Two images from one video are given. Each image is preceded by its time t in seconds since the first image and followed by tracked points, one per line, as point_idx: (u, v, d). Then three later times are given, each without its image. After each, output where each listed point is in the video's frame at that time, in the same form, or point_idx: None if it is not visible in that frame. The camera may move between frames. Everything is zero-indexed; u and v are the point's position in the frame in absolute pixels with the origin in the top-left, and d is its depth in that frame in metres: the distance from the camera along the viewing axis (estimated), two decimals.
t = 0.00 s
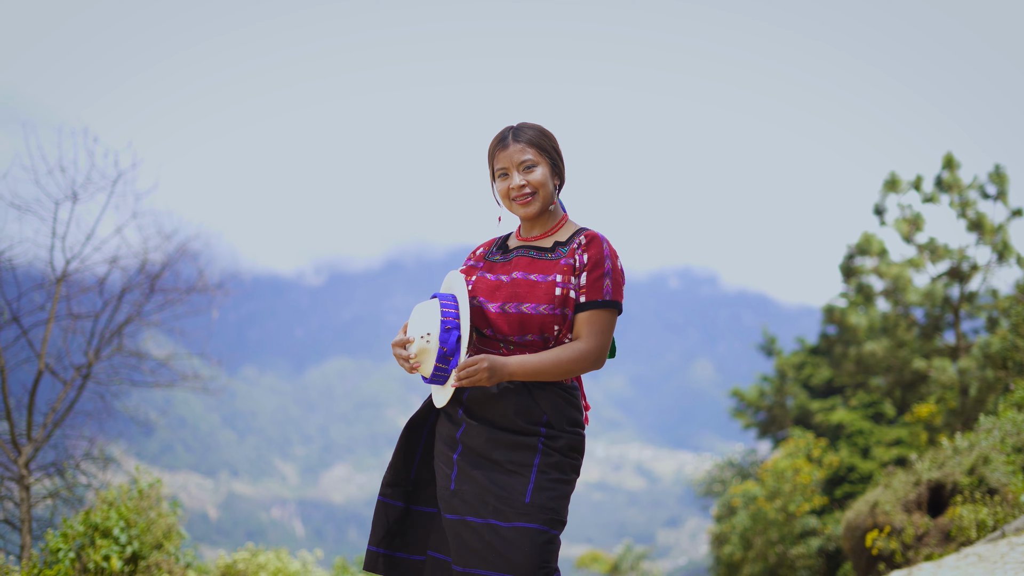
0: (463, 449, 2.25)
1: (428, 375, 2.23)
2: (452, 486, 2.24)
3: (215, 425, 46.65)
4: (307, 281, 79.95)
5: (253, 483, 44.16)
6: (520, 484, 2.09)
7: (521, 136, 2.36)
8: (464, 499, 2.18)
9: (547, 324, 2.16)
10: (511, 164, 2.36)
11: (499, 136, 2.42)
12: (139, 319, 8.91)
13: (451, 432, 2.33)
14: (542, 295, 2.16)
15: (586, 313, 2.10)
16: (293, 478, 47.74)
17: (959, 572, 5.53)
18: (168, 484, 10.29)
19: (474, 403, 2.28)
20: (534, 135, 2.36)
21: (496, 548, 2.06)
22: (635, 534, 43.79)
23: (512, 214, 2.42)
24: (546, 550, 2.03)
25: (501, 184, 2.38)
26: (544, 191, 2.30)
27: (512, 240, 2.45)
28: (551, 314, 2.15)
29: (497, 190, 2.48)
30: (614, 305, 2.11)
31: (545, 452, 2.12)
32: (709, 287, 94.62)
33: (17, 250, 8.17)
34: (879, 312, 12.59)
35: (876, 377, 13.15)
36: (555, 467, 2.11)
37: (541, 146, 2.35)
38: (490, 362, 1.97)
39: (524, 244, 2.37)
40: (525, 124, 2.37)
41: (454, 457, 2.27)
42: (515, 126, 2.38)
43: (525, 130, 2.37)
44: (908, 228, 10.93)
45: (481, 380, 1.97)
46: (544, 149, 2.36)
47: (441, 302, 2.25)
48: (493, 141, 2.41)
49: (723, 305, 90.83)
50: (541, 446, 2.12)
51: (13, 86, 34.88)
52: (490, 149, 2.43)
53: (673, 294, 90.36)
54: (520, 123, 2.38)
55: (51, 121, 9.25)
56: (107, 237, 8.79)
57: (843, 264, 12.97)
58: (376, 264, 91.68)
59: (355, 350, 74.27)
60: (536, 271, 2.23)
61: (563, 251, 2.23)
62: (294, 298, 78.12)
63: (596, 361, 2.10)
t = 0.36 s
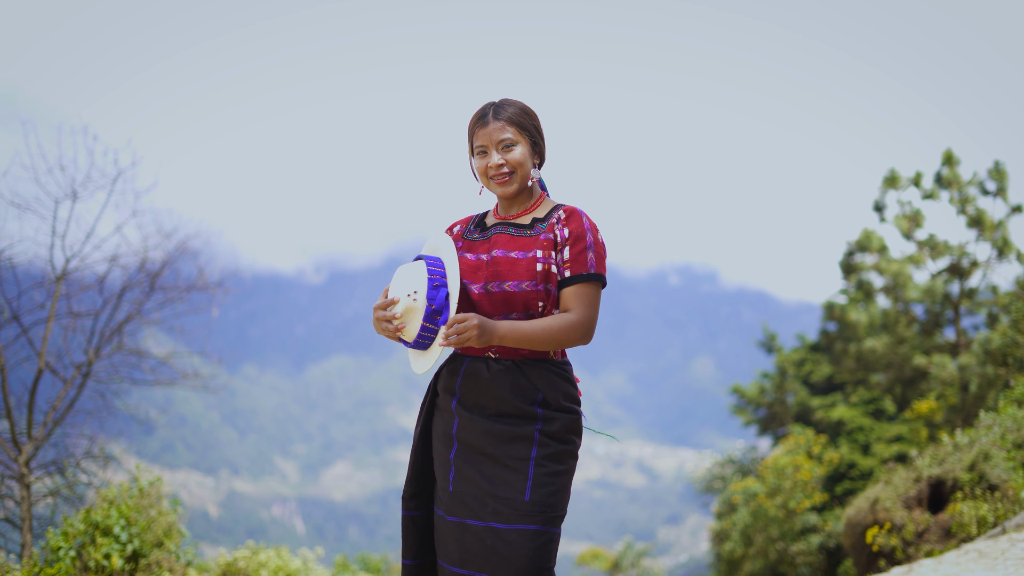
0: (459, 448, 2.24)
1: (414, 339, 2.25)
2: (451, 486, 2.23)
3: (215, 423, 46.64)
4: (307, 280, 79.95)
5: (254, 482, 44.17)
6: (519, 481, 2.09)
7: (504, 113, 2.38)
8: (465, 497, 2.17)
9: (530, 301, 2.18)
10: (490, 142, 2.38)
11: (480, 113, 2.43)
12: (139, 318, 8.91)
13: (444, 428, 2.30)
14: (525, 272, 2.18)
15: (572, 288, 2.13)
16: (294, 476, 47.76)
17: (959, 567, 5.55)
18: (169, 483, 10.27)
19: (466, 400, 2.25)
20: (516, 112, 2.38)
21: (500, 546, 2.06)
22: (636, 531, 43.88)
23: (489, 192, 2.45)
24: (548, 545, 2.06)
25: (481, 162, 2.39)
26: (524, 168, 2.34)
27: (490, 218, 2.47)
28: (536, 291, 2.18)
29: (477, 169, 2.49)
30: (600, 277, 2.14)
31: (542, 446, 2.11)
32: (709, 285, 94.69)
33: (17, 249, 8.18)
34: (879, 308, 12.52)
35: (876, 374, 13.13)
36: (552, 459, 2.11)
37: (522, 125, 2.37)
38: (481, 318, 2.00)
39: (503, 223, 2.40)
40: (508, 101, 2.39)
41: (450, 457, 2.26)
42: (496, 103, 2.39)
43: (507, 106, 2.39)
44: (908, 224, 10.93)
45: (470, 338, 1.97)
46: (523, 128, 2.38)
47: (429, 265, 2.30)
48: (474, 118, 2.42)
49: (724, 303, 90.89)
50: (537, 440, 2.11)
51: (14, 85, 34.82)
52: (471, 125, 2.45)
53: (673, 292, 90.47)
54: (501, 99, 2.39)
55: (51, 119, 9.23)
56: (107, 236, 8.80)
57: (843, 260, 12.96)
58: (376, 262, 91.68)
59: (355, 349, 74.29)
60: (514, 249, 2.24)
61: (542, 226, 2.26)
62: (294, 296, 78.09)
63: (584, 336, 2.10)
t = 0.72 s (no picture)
0: (497, 447, 2.16)
1: (551, 310, 2.06)
2: (493, 485, 2.14)
3: (217, 423, 46.70)
4: (309, 280, 80.07)
5: (256, 481, 44.24)
6: (565, 460, 2.13)
7: (505, 95, 2.32)
8: (516, 493, 2.12)
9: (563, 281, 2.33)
10: (491, 123, 2.32)
11: (481, 90, 2.35)
12: (140, 318, 8.91)
13: (474, 427, 2.18)
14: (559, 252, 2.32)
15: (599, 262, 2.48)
16: (296, 476, 47.78)
17: (961, 565, 5.55)
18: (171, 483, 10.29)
19: (502, 393, 2.17)
20: (517, 96, 2.34)
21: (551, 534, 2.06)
22: (638, 530, 43.82)
23: (475, 171, 2.37)
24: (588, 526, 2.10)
25: (478, 142, 2.30)
26: (521, 156, 2.33)
27: (470, 202, 2.35)
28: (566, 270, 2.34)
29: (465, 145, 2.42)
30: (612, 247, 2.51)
31: (587, 424, 2.19)
32: (710, 284, 94.68)
33: (19, 249, 8.22)
34: (880, 306, 12.54)
35: (878, 372, 13.15)
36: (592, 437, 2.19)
37: (521, 109, 2.35)
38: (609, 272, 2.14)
39: (491, 208, 2.35)
40: (507, 83, 2.33)
41: (487, 456, 2.16)
42: (500, 84, 2.33)
43: (506, 88, 2.33)
44: (909, 222, 10.93)
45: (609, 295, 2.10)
46: (522, 112, 2.36)
47: (534, 233, 2.07)
48: (473, 94, 2.33)
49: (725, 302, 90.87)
50: (585, 425, 2.19)
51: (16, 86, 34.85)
52: (469, 102, 2.36)
53: (675, 290, 90.50)
54: (503, 80, 2.34)
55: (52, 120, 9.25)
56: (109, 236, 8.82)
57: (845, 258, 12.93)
58: (378, 262, 91.75)
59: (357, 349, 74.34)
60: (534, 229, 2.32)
61: (551, 202, 2.37)
62: (296, 296, 78.13)
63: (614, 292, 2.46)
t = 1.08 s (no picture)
0: (525, 439, 2.10)
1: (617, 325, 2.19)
2: (510, 479, 2.07)
3: (220, 423, 46.77)
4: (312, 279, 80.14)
5: (259, 481, 44.30)
6: (584, 460, 2.19)
7: (517, 83, 2.35)
8: (535, 491, 2.09)
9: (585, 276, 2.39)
10: (508, 111, 2.34)
11: (491, 81, 2.36)
12: (143, 319, 8.87)
13: (501, 417, 2.11)
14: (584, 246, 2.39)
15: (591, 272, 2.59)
16: (299, 476, 47.82)
17: (966, 565, 5.53)
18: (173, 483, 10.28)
19: (541, 384, 2.13)
20: (529, 85, 2.38)
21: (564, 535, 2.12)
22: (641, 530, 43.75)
23: (491, 165, 2.35)
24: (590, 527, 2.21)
25: (498, 132, 2.31)
26: (542, 141, 2.36)
27: (499, 192, 2.31)
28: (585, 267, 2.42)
29: (478, 139, 2.40)
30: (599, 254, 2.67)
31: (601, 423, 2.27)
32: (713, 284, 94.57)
33: (21, 250, 8.18)
34: (883, 306, 12.55)
35: (881, 372, 13.12)
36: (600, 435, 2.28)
37: (534, 96, 2.38)
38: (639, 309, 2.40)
39: (518, 197, 2.34)
40: (518, 73, 2.36)
41: (511, 450, 2.09)
42: (512, 73, 2.36)
43: (518, 77, 2.36)
44: (912, 221, 10.91)
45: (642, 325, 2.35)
46: (535, 100, 2.39)
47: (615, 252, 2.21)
48: (482, 86, 2.34)
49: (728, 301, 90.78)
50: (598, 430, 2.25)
51: (18, 88, 34.85)
52: (481, 92, 2.35)
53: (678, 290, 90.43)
54: (512, 72, 2.38)
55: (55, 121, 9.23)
56: (110, 237, 8.81)
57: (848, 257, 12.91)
58: (380, 262, 91.83)
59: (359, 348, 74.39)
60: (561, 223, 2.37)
61: (564, 205, 2.46)
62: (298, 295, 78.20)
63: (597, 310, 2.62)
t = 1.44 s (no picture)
0: (519, 442, 2.17)
1: (589, 334, 2.26)
2: (509, 475, 2.12)
3: (222, 424, 46.82)
4: (314, 279, 80.18)
5: (261, 483, 44.31)
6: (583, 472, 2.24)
7: (526, 96, 2.40)
8: (534, 487, 2.14)
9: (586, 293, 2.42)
10: (516, 124, 2.39)
11: (501, 95, 2.43)
12: (148, 319, 8.88)
13: (492, 423, 2.18)
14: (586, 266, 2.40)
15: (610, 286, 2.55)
16: (302, 477, 47.87)
17: (969, 566, 5.53)
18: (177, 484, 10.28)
19: (531, 396, 2.20)
20: (538, 96, 2.42)
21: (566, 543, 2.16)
22: (644, 531, 43.69)
23: (503, 179, 2.42)
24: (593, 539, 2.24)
25: (505, 146, 2.37)
26: (552, 154, 2.40)
27: (501, 205, 2.38)
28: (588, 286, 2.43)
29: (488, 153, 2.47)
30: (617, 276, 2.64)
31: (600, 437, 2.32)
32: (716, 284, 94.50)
33: (25, 251, 8.19)
34: (886, 307, 12.55)
35: (884, 372, 13.10)
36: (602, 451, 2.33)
37: (545, 108, 2.42)
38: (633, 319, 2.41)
39: (522, 212, 2.40)
40: (527, 86, 2.42)
41: (506, 450, 2.16)
42: (520, 86, 2.42)
43: (527, 90, 2.42)
44: (915, 222, 10.90)
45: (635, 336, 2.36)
46: (544, 112, 2.43)
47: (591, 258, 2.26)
48: (493, 100, 2.41)
49: (731, 302, 90.74)
50: (599, 436, 2.31)
51: (21, 88, 34.85)
52: (491, 105, 2.42)
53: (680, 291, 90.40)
54: (522, 85, 2.43)
55: (59, 122, 9.22)
56: (114, 238, 8.83)
57: (851, 258, 12.90)
58: (382, 262, 91.89)
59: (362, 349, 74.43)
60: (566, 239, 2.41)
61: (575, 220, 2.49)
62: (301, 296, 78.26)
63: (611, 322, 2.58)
